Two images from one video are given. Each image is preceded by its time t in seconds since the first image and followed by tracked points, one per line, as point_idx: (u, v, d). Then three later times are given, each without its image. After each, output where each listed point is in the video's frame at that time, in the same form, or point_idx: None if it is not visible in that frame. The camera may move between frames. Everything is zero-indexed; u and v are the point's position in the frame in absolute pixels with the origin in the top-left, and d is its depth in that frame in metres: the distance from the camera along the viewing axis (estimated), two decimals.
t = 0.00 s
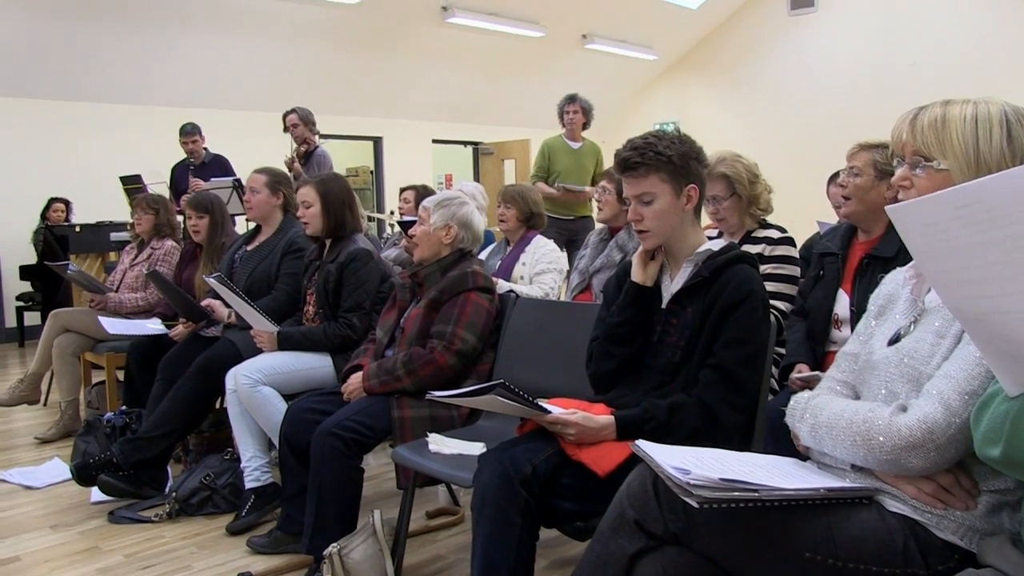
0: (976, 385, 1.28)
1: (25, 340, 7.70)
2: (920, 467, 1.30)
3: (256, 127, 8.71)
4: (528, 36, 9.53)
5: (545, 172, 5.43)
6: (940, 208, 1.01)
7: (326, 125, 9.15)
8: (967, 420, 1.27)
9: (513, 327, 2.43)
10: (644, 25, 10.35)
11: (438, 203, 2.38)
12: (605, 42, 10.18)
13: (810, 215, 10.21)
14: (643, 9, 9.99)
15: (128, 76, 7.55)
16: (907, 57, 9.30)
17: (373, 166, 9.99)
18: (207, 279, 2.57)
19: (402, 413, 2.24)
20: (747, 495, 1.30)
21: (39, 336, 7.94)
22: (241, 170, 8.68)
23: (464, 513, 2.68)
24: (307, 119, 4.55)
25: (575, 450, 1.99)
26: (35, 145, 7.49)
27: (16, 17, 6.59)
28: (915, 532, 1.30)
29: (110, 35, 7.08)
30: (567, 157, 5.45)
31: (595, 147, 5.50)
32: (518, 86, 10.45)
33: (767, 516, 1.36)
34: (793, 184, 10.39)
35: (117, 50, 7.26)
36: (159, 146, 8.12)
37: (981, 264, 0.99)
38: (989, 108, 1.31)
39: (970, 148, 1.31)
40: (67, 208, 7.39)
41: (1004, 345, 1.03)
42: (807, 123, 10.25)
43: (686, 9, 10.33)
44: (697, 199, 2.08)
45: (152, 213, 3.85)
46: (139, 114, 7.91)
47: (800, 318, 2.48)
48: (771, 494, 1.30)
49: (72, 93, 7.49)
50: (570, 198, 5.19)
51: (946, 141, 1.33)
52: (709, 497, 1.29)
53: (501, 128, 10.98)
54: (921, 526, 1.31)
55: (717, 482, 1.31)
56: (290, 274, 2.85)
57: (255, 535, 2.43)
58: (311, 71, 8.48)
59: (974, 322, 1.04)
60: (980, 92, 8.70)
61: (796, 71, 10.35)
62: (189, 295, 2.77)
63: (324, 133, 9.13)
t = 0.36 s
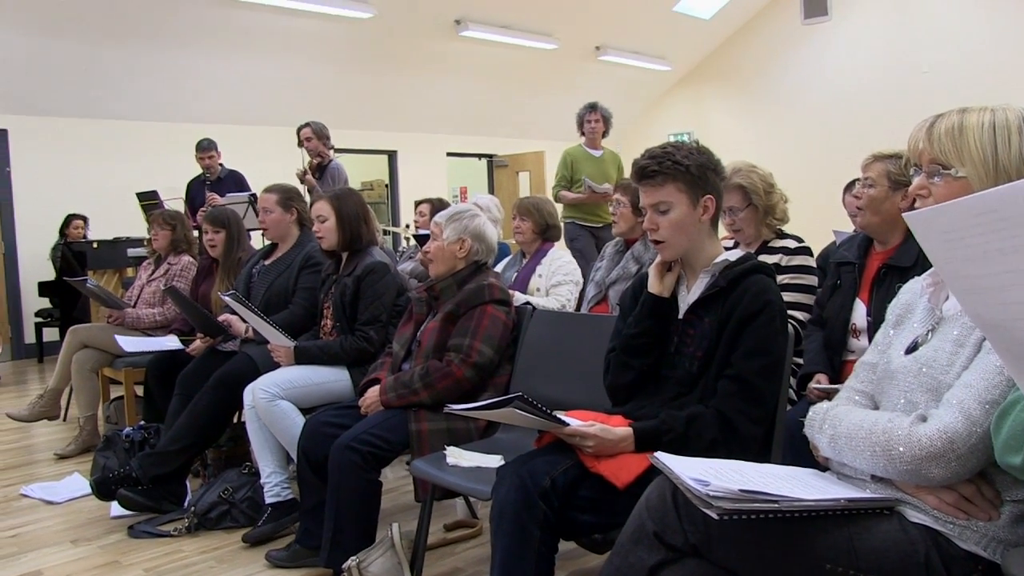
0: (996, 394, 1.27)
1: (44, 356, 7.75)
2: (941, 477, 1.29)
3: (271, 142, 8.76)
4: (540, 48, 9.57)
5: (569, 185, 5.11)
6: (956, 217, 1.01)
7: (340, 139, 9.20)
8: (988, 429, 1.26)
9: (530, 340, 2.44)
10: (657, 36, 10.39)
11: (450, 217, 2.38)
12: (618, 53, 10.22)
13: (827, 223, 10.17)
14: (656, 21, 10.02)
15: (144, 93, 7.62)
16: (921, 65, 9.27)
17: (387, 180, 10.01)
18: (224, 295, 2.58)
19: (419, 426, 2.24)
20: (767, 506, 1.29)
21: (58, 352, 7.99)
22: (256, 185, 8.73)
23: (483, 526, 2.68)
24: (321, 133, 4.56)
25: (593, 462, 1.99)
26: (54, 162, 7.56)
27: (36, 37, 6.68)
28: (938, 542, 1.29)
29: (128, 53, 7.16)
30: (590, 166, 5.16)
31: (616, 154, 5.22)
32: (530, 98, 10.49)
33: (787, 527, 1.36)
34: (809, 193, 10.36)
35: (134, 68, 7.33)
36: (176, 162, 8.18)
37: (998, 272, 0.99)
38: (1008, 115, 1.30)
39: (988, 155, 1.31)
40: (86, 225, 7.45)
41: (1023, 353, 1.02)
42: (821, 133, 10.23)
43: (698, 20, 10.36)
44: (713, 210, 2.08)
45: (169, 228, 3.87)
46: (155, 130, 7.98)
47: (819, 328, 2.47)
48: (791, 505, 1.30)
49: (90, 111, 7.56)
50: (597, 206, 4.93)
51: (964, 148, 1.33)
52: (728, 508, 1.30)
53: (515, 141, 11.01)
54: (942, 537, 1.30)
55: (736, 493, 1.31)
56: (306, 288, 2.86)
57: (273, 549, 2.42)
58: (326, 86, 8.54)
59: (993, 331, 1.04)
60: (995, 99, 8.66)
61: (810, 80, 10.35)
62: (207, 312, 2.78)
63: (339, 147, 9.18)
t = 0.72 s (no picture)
0: (1013, 396, 1.26)
1: (58, 355, 7.77)
2: (956, 480, 1.28)
3: (282, 141, 8.78)
4: (551, 47, 9.56)
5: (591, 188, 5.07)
6: (973, 219, 1.01)
7: (351, 139, 9.22)
8: (1003, 432, 1.26)
9: (541, 340, 2.43)
10: (668, 36, 10.36)
11: (461, 217, 2.37)
12: (629, 53, 10.19)
13: (839, 224, 10.10)
14: (667, 20, 10.00)
15: (157, 93, 7.65)
16: (934, 65, 9.21)
17: (397, 179, 9.95)
18: (235, 296, 2.58)
19: (430, 426, 2.24)
20: (780, 508, 1.29)
21: (71, 351, 8.02)
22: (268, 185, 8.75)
23: (493, 526, 2.67)
24: (334, 132, 4.57)
25: (605, 463, 1.98)
26: (68, 161, 7.60)
27: (49, 39, 6.72)
28: (952, 546, 1.28)
29: (140, 54, 7.19)
30: (610, 167, 5.09)
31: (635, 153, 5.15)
32: (541, 98, 10.48)
33: (800, 529, 1.35)
34: (822, 193, 10.30)
35: (146, 68, 7.37)
36: (188, 162, 8.22)
37: (1014, 275, 0.98)
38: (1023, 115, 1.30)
39: (1004, 155, 1.30)
40: (98, 224, 7.48)
41: None
42: (833, 132, 10.18)
43: (709, 18, 10.33)
44: (725, 211, 2.07)
45: (181, 228, 3.89)
46: (167, 130, 8.02)
47: (830, 329, 2.46)
48: (804, 507, 1.29)
49: (103, 111, 7.60)
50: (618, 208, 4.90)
51: (978, 148, 1.32)
52: (740, 511, 1.29)
53: (525, 141, 11.01)
54: (957, 541, 1.29)
55: (749, 495, 1.31)
56: (317, 288, 2.87)
57: (285, 548, 2.43)
58: (337, 86, 8.57)
59: (1012, 334, 1.03)
60: (1010, 98, 8.59)
61: (821, 80, 10.31)
62: (218, 311, 2.79)
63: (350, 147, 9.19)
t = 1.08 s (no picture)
0: None
1: (75, 352, 7.81)
2: (977, 481, 1.27)
3: (297, 140, 8.80)
4: (566, 46, 9.56)
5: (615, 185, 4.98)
6: (998, 217, 1.01)
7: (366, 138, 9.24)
8: None
9: (556, 339, 2.43)
10: (683, 34, 10.33)
11: (482, 214, 2.37)
12: (643, 51, 10.18)
13: (856, 223, 10.03)
14: (682, 18, 9.98)
15: (174, 92, 7.70)
16: (951, 63, 9.14)
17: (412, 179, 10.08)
18: (250, 295, 2.58)
19: (446, 425, 2.24)
20: (798, 509, 1.28)
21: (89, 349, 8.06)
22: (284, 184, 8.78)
23: (508, 525, 2.67)
24: (347, 132, 4.56)
25: (621, 462, 1.97)
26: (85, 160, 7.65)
27: (69, 39, 6.77)
28: (974, 549, 1.27)
29: (157, 54, 7.24)
30: (636, 162, 4.96)
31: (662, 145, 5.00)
32: (555, 97, 10.49)
33: (818, 530, 1.35)
34: (838, 192, 10.24)
35: (163, 68, 7.41)
36: (205, 161, 8.26)
37: None
38: None
39: None
40: (115, 222, 7.53)
41: None
42: (850, 130, 10.13)
43: (724, 16, 10.31)
44: (742, 210, 2.06)
45: (196, 227, 3.90)
46: (185, 130, 8.08)
47: (848, 327, 2.44)
48: (822, 508, 1.28)
49: (120, 111, 7.65)
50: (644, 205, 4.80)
51: (1001, 147, 1.31)
52: (758, 512, 1.28)
53: (539, 139, 11.01)
54: (979, 543, 1.28)
55: (766, 496, 1.30)
56: (332, 286, 2.87)
57: (300, 545, 2.43)
58: (352, 85, 8.59)
59: None
60: None
61: (837, 78, 10.26)
62: (233, 310, 2.80)
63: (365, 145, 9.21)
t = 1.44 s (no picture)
0: None
1: (97, 352, 7.86)
2: (1006, 489, 1.25)
3: (317, 142, 8.84)
4: (585, 48, 9.56)
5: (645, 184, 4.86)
6: None
7: (385, 139, 9.26)
8: None
9: (576, 341, 2.42)
10: (702, 35, 10.30)
11: (493, 218, 2.37)
12: (662, 53, 10.14)
13: (878, 226, 9.94)
14: (701, 19, 9.95)
15: (195, 93, 7.76)
16: (974, 64, 9.05)
17: (431, 180, 9.97)
18: (270, 296, 2.59)
19: (465, 427, 2.24)
20: (822, 516, 1.27)
21: (110, 349, 8.12)
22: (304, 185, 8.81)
23: (527, 527, 2.66)
24: (367, 133, 4.58)
25: (641, 466, 1.96)
26: (108, 163, 7.72)
27: (93, 43, 6.85)
28: (1003, 558, 1.26)
29: (179, 56, 7.30)
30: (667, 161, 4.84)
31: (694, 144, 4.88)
32: (574, 98, 10.48)
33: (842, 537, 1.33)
34: (860, 195, 10.16)
35: (185, 70, 7.47)
36: (226, 162, 8.32)
37: None
38: None
39: None
40: (136, 223, 7.57)
41: None
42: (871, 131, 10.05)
43: (743, 17, 10.28)
44: (763, 212, 2.05)
45: (218, 227, 3.92)
46: (207, 131, 8.15)
47: (870, 331, 2.42)
48: (846, 515, 1.27)
49: (143, 113, 7.72)
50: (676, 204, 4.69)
51: None
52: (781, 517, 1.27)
53: (558, 141, 11.00)
54: (1008, 552, 1.26)
55: (790, 502, 1.28)
56: (352, 288, 2.88)
57: (319, 546, 2.44)
58: (372, 86, 8.63)
59: None
60: None
61: (857, 79, 10.19)
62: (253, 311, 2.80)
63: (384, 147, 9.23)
